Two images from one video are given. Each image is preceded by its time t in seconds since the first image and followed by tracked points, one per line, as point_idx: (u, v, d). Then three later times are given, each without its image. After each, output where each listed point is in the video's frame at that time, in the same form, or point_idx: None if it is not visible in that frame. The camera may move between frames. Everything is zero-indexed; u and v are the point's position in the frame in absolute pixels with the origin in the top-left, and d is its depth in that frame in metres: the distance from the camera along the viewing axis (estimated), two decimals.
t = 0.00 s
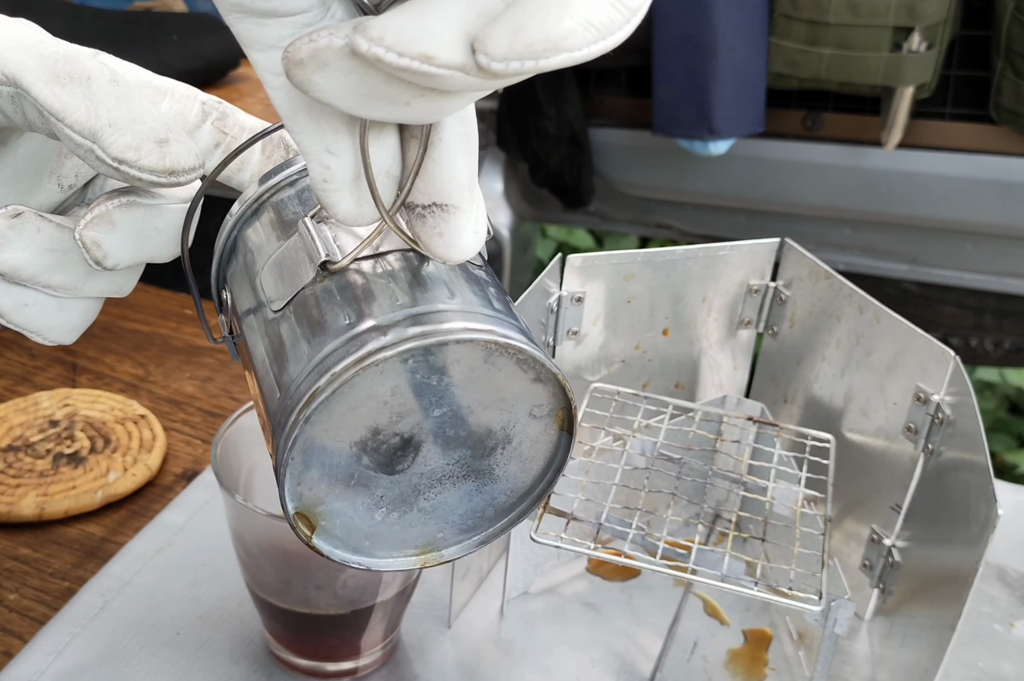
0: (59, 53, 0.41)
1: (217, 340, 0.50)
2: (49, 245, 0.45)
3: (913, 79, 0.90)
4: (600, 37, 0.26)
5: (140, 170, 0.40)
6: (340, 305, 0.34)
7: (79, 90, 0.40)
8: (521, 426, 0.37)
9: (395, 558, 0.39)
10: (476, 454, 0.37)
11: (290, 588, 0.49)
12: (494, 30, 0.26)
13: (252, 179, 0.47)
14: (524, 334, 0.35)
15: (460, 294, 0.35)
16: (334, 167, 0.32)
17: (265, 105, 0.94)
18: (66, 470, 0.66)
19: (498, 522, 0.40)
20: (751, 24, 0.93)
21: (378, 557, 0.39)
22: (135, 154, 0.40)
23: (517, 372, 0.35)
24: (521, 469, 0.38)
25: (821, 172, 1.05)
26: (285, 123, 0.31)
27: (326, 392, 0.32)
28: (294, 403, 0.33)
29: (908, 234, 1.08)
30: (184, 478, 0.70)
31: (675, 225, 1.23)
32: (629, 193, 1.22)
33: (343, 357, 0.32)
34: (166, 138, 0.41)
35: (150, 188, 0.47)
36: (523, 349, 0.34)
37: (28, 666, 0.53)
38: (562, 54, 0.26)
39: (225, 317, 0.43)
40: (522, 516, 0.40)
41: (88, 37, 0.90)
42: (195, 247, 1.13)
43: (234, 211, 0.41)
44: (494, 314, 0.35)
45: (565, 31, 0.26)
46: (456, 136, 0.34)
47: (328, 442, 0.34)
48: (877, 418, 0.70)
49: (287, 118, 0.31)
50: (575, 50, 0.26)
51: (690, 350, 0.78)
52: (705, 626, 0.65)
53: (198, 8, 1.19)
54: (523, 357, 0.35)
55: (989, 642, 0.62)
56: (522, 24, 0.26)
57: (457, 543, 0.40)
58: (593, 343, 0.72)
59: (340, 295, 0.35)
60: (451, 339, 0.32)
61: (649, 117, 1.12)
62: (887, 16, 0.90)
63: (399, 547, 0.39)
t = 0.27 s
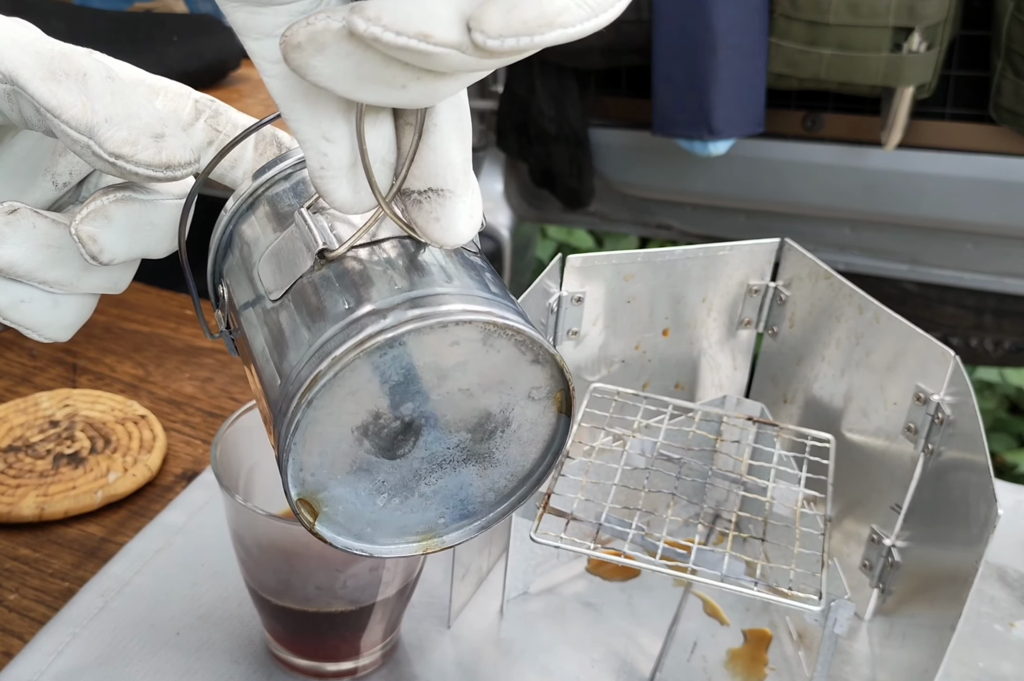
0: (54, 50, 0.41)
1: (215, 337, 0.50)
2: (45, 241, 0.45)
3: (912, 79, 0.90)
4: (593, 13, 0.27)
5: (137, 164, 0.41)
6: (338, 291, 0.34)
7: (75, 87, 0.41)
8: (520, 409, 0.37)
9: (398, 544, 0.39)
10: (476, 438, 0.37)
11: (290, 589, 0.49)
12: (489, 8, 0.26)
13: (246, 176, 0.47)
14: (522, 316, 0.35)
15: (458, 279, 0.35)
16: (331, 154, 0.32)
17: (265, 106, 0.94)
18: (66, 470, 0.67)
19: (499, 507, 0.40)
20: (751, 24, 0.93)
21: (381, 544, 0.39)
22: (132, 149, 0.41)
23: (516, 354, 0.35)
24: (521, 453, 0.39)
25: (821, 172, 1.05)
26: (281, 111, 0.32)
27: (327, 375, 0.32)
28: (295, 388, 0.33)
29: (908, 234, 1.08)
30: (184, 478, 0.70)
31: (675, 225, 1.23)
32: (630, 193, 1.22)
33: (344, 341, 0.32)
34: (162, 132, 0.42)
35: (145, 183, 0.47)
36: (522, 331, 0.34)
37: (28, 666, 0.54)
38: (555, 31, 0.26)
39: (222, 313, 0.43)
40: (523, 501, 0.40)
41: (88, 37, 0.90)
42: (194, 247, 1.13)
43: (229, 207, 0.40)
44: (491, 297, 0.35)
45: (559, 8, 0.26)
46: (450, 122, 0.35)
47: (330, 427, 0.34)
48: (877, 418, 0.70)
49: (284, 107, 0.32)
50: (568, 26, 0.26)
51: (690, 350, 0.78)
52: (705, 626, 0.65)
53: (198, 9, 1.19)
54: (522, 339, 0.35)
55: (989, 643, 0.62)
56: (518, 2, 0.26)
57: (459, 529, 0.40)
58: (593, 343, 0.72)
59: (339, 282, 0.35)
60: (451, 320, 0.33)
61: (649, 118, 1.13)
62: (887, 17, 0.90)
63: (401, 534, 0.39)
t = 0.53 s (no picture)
0: (52, 47, 0.41)
1: (214, 335, 0.50)
2: (41, 237, 0.45)
3: (912, 79, 0.90)
4: None
5: (134, 158, 0.42)
6: (339, 277, 0.34)
7: (72, 84, 0.41)
8: (524, 390, 0.37)
9: (405, 531, 0.39)
10: (481, 421, 0.37)
11: (290, 590, 0.49)
12: None
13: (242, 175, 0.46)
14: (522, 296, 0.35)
15: (458, 262, 0.35)
16: (329, 139, 0.32)
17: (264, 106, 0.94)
18: (66, 470, 0.67)
19: (505, 492, 0.40)
20: (751, 24, 0.93)
21: (388, 531, 0.38)
22: (129, 144, 0.42)
23: (519, 335, 0.35)
24: (526, 436, 0.39)
25: (821, 172, 1.05)
26: (277, 97, 0.32)
27: (331, 357, 0.32)
28: (299, 372, 0.33)
29: (909, 234, 1.08)
30: (184, 478, 0.70)
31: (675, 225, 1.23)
32: (630, 194, 1.22)
33: (347, 323, 0.32)
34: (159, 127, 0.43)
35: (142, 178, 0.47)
36: (524, 310, 0.34)
37: (28, 666, 0.54)
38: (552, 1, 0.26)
39: (221, 310, 0.43)
40: (528, 485, 0.40)
41: (88, 38, 0.91)
42: (194, 248, 1.13)
43: (226, 202, 0.41)
44: (492, 278, 0.35)
45: None
46: (447, 106, 0.36)
47: (335, 411, 0.34)
48: (877, 418, 0.70)
49: (281, 95, 0.32)
50: None
51: (690, 350, 0.78)
52: (705, 626, 0.65)
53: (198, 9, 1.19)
54: (524, 319, 0.35)
55: (989, 642, 0.62)
56: None
57: (465, 514, 0.40)
58: (593, 343, 0.72)
59: (339, 268, 0.35)
60: (453, 299, 0.33)
61: (649, 118, 1.13)
62: (886, 17, 0.90)
63: (407, 521, 0.39)
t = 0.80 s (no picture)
0: (48, 46, 0.41)
1: (213, 334, 0.50)
2: (39, 234, 0.45)
3: (912, 79, 0.90)
4: None
5: (131, 156, 0.42)
6: (340, 269, 0.34)
7: (69, 82, 0.41)
8: (526, 380, 0.37)
9: (409, 525, 0.39)
10: (485, 411, 0.37)
11: (290, 590, 0.49)
12: None
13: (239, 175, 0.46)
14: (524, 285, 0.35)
15: (458, 252, 0.35)
16: (329, 130, 0.32)
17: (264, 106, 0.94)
18: (66, 470, 0.67)
19: (509, 484, 0.40)
20: (751, 24, 0.93)
21: (392, 525, 0.38)
22: (126, 141, 0.41)
23: (522, 324, 0.35)
24: (529, 428, 0.39)
25: (821, 172, 1.05)
26: (275, 89, 0.32)
27: (334, 347, 0.32)
28: (302, 363, 0.32)
29: (909, 234, 1.08)
30: (184, 478, 0.70)
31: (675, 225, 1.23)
32: (630, 194, 1.22)
33: (349, 313, 0.32)
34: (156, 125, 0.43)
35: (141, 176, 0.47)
36: (525, 299, 0.34)
37: (28, 666, 0.54)
38: None
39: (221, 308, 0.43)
40: (532, 477, 0.40)
41: (88, 37, 0.90)
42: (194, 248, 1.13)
43: (224, 201, 0.40)
44: (493, 268, 0.35)
45: None
46: (445, 98, 0.36)
47: (339, 402, 0.34)
48: (877, 418, 0.70)
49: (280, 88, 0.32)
50: None
51: (690, 350, 0.78)
52: (705, 626, 0.65)
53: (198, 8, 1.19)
54: (526, 308, 0.35)
55: (990, 643, 0.62)
56: None
57: (469, 507, 0.40)
58: (593, 343, 0.72)
59: (340, 261, 0.35)
60: (455, 288, 0.32)
61: (648, 118, 1.12)
62: (887, 17, 0.90)
63: (412, 514, 0.39)
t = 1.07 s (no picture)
0: (47, 45, 0.41)
1: (213, 331, 0.50)
2: (39, 233, 0.45)
3: (912, 79, 0.90)
4: None
5: (132, 154, 0.42)
6: (339, 266, 0.34)
7: (69, 81, 0.41)
8: (525, 376, 0.37)
9: (409, 521, 0.39)
10: (485, 407, 0.37)
11: (289, 590, 0.49)
12: None
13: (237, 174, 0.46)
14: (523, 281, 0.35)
15: (457, 248, 0.35)
16: (328, 126, 0.32)
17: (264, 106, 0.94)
18: (66, 470, 0.67)
19: (508, 480, 0.40)
20: (751, 23, 0.93)
21: (392, 521, 0.38)
22: (126, 139, 0.41)
23: (521, 320, 0.35)
24: (528, 424, 0.39)
25: (821, 172, 1.05)
26: (275, 84, 0.32)
27: (333, 341, 0.32)
28: (302, 358, 0.32)
29: (909, 234, 1.08)
30: (183, 478, 0.70)
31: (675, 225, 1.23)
32: (630, 194, 1.21)
33: (349, 308, 0.32)
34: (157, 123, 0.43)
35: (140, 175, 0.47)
36: (524, 294, 0.34)
37: (28, 666, 0.54)
38: None
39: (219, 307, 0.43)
40: (531, 474, 0.40)
41: (87, 37, 0.90)
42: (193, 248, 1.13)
43: (223, 199, 0.40)
44: (492, 264, 0.35)
45: None
46: (444, 95, 0.36)
47: (339, 398, 0.34)
48: (877, 418, 0.70)
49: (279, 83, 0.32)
50: None
51: (689, 350, 0.78)
52: (705, 626, 0.65)
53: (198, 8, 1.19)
54: (525, 304, 0.35)
55: (990, 643, 0.62)
56: None
57: (468, 503, 0.40)
58: (593, 342, 0.72)
59: (338, 257, 0.35)
60: (454, 282, 0.32)
61: (648, 118, 1.12)
62: (887, 16, 0.90)
63: (412, 510, 0.39)
